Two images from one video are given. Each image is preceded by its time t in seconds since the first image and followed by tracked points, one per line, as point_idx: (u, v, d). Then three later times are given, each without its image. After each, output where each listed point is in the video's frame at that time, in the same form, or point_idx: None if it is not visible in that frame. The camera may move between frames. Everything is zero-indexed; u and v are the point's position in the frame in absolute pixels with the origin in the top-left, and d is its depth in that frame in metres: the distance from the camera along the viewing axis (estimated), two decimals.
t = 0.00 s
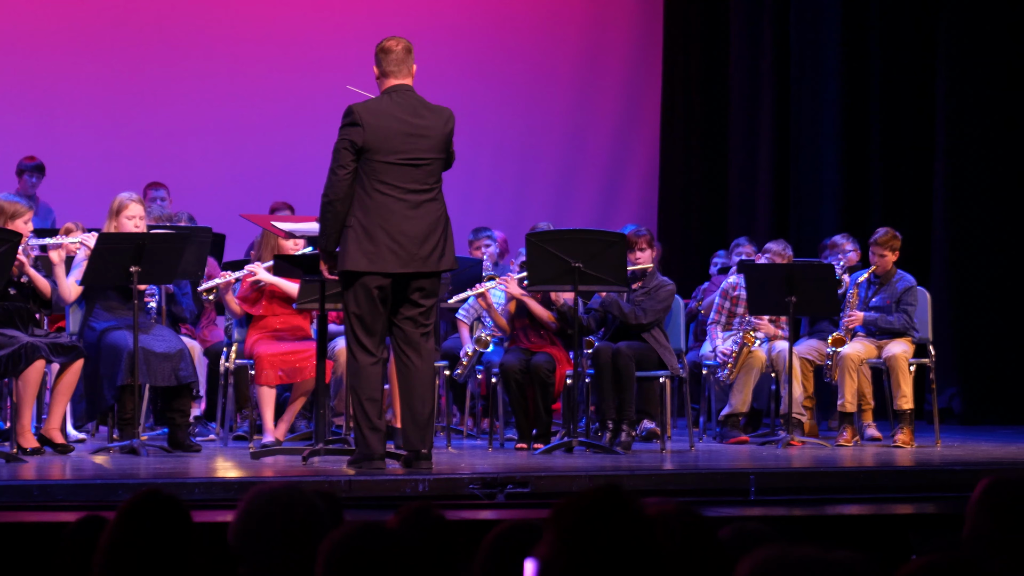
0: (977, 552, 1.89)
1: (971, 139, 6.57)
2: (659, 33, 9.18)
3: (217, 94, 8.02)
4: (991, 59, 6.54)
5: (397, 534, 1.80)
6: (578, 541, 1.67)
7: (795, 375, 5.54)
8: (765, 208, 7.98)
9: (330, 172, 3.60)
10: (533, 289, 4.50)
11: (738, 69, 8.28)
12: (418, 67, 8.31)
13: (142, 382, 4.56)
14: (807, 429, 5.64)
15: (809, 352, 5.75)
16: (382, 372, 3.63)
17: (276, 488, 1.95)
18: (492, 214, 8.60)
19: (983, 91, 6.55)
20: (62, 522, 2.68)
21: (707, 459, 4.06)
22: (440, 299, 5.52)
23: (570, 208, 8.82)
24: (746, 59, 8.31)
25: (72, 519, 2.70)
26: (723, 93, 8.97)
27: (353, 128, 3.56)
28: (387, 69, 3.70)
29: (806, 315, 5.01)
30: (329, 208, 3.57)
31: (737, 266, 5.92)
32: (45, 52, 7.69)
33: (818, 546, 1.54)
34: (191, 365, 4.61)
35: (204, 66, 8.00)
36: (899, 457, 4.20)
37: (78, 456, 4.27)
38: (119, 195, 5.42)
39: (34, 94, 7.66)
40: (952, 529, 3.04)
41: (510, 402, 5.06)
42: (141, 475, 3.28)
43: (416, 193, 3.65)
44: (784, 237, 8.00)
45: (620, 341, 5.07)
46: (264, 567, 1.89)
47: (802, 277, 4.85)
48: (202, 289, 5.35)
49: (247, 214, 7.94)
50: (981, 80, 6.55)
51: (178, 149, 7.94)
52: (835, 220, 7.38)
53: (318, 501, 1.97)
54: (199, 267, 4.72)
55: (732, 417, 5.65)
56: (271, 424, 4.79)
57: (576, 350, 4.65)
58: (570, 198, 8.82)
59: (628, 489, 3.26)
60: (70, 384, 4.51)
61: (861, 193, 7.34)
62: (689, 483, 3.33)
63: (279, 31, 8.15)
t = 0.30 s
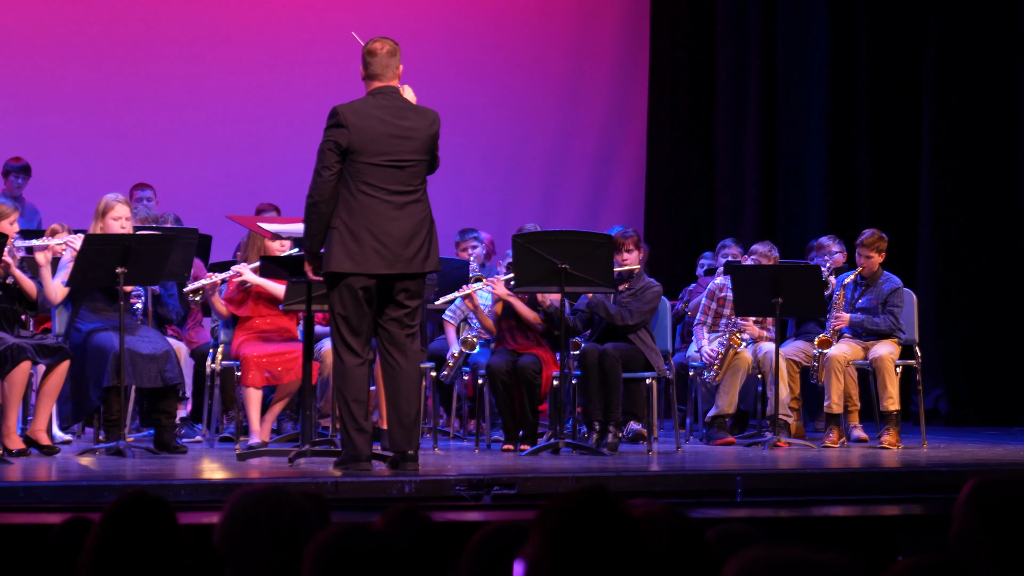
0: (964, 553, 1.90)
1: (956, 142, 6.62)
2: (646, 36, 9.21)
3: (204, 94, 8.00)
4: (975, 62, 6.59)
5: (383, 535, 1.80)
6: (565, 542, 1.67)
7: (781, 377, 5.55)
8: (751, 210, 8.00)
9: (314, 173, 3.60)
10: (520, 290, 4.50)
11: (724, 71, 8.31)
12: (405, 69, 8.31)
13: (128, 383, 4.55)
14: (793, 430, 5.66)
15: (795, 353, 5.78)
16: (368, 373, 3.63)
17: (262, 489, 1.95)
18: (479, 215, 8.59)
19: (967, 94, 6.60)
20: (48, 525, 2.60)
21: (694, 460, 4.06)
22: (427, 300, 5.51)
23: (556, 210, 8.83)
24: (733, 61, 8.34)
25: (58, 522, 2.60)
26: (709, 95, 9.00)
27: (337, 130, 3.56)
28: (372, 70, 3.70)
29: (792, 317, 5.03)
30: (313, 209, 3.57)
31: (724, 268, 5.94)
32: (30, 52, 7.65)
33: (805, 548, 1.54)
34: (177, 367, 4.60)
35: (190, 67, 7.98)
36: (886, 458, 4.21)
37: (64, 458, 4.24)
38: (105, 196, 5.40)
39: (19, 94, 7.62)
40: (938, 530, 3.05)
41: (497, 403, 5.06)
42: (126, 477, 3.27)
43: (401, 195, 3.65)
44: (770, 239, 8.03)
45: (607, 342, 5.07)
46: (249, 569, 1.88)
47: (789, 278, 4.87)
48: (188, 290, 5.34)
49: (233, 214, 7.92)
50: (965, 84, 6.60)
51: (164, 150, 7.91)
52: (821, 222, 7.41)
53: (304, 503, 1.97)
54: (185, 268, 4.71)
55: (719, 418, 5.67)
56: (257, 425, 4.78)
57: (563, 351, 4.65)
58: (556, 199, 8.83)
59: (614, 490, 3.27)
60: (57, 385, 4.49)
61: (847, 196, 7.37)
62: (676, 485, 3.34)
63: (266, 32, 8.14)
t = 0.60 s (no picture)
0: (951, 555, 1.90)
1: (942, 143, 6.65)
2: (634, 37, 9.23)
3: (192, 94, 7.98)
4: (961, 65, 6.63)
5: (371, 537, 1.80)
6: (553, 542, 1.67)
7: (769, 378, 5.57)
8: (739, 211, 8.02)
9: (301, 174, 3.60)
10: (508, 291, 4.51)
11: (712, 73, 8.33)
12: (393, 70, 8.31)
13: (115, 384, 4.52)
14: (781, 431, 5.68)
15: (783, 354, 5.80)
16: (355, 374, 3.63)
17: (251, 490, 1.95)
18: (468, 216, 8.59)
19: (953, 97, 6.64)
20: (35, 524, 2.56)
21: (681, 461, 4.07)
22: (415, 301, 5.51)
23: (545, 211, 8.84)
24: (721, 63, 8.37)
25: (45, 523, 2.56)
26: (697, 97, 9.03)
27: (324, 131, 3.56)
28: (361, 71, 3.70)
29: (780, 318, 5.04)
30: (300, 210, 3.57)
31: (712, 269, 5.95)
32: (16, 51, 7.62)
33: (794, 549, 1.54)
34: (165, 368, 4.59)
35: (178, 67, 7.96)
36: (874, 458, 4.23)
37: (51, 458, 4.22)
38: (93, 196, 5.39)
39: (5, 93, 7.59)
40: (926, 531, 3.06)
41: (484, 404, 5.06)
42: (113, 478, 3.26)
43: (387, 196, 3.65)
44: (758, 240, 8.05)
45: (595, 343, 5.08)
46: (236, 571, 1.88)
47: (776, 279, 4.88)
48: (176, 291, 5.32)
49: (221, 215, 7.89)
50: (951, 86, 6.64)
51: (151, 150, 7.89)
52: (808, 223, 7.44)
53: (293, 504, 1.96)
54: (173, 269, 4.70)
55: (707, 419, 5.68)
56: (244, 426, 4.77)
57: (551, 352, 4.66)
58: (545, 200, 8.84)
59: (602, 491, 3.28)
60: (45, 386, 4.53)
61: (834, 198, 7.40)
62: (664, 486, 3.35)
63: (254, 33, 8.13)
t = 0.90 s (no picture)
0: (940, 556, 1.91)
1: (930, 145, 6.69)
2: (623, 39, 9.25)
3: (180, 95, 7.96)
4: (949, 67, 6.66)
5: (360, 538, 1.80)
6: (542, 543, 1.68)
7: (758, 378, 5.59)
8: (728, 213, 8.04)
9: (290, 173, 3.59)
10: (497, 291, 4.51)
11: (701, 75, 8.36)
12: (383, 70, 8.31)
13: (104, 385, 4.51)
14: (770, 432, 5.70)
15: (772, 355, 5.82)
16: (344, 375, 3.62)
17: (241, 491, 1.94)
18: (457, 217, 8.59)
19: (941, 98, 6.67)
20: (22, 525, 2.55)
21: (670, 462, 4.08)
22: (405, 302, 5.51)
23: (534, 212, 8.85)
24: (710, 64, 8.39)
25: (33, 523, 2.55)
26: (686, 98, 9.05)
27: (313, 131, 3.55)
28: (351, 72, 3.70)
29: (769, 319, 5.06)
30: (288, 209, 3.56)
31: (701, 270, 5.97)
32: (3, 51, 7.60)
33: (782, 550, 1.53)
34: (155, 368, 4.58)
35: (167, 68, 7.94)
36: (864, 459, 4.24)
37: (39, 459, 4.22)
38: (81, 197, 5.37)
39: None
40: (915, 532, 3.07)
41: (473, 405, 5.07)
42: (103, 478, 3.25)
43: (376, 197, 3.65)
44: (747, 241, 8.08)
45: (585, 344, 5.09)
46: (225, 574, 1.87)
47: (765, 280, 4.90)
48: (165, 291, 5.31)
49: (210, 216, 7.88)
50: (939, 88, 6.68)
51: (140, 150, 7.87)
52: (797, 224, 7.46)
53: (282, 507, 1.96)
54: (162, 270, 4.68)
55: (696, 420, 5.69)
56: (233, 427, 4.76)
57: (540, 353, 4.66)
58: (534, 201, 8.85)
59: (591, 491, 3.28)
60: (32, 387, 4.48)
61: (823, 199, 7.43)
62: (653, 487, 3.36)
63: (243, 33, 8.11)
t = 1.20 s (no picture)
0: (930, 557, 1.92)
1: (919, 146, 6.72)
2: (613, 40, 9.27)
3: (170, 95, 7.95)
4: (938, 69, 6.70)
5: (350, 538, 1.79)
6: (536, 543, 1.68)
7: (747, 378, 5.60)
8: (717, 213, 8.06)
9: (280, 173, 3.59)
10: (487, 292, 4.51)
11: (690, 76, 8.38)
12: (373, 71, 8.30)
13: (93, 385, 4.50)
14: (759, 432, 5.72)
15: (762, 355, 5.84)
16: (334, 375, 3.62)
17: (230, 492, 1.94)
18: (447, 217, 8.59)
19: (930, 100, 6.71)
20: (12, 525, 2.55)
21: (660, 463, 4.10)
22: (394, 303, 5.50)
23: (524, 213, 8.85)
24: (700, 66, 8.41)
25: (23, 523, 2.55)
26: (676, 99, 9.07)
27: (303, 131, 3.55)
28: (342, 72, 3.70)
29: (759, 319, 5.07)
30: (278, 208, 3.55)
31: (690, 271, 5.98)
32: None
33: (772, 550, 1.53)
34: (144, 369, 4.57)
35: (156, 68, 7.93)
36: (853, 460, 4.27)
37: (29, 459, 4.21)
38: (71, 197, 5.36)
39: None
40: (904, 532, 3.09)
41: (463, 405, 5.07)
42: (93, 479, 3.24)
43: (365, 197, 3.65)
44: (736, 241, 8.10)
45: (575, 344, 5.10)
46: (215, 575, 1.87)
47: (755, 281, 4.91)
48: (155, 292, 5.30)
49: (199, 216, 7.86)
50: (928, 90, 6.71)
51: (130, 151, 7.85)
52: (786, 225, 7.49)
53: (273, 508, 1.96)
54: (152, 271, 4.66)
55: (685, 420, 5.70)
56: (223, 427, 4.75)
57: (530, 354, 4.67)
58: (524, 201, 8.86)
59: (581, 492, 3.29)
60: (21, 388, 4.50)
61: (813, 200, 7.45)
62: (643, 487, 3.37)
63: (233, 33, 8.10)
